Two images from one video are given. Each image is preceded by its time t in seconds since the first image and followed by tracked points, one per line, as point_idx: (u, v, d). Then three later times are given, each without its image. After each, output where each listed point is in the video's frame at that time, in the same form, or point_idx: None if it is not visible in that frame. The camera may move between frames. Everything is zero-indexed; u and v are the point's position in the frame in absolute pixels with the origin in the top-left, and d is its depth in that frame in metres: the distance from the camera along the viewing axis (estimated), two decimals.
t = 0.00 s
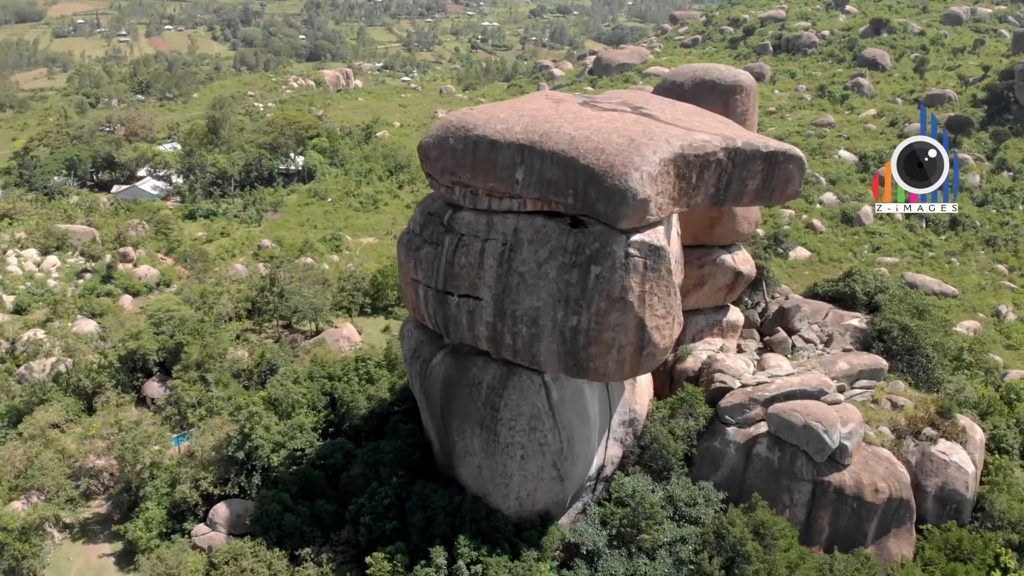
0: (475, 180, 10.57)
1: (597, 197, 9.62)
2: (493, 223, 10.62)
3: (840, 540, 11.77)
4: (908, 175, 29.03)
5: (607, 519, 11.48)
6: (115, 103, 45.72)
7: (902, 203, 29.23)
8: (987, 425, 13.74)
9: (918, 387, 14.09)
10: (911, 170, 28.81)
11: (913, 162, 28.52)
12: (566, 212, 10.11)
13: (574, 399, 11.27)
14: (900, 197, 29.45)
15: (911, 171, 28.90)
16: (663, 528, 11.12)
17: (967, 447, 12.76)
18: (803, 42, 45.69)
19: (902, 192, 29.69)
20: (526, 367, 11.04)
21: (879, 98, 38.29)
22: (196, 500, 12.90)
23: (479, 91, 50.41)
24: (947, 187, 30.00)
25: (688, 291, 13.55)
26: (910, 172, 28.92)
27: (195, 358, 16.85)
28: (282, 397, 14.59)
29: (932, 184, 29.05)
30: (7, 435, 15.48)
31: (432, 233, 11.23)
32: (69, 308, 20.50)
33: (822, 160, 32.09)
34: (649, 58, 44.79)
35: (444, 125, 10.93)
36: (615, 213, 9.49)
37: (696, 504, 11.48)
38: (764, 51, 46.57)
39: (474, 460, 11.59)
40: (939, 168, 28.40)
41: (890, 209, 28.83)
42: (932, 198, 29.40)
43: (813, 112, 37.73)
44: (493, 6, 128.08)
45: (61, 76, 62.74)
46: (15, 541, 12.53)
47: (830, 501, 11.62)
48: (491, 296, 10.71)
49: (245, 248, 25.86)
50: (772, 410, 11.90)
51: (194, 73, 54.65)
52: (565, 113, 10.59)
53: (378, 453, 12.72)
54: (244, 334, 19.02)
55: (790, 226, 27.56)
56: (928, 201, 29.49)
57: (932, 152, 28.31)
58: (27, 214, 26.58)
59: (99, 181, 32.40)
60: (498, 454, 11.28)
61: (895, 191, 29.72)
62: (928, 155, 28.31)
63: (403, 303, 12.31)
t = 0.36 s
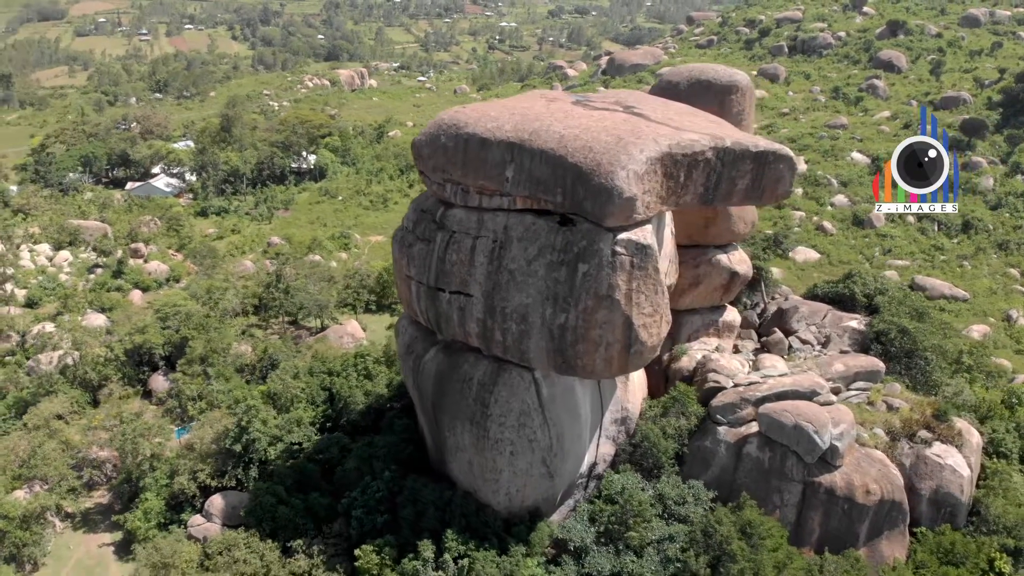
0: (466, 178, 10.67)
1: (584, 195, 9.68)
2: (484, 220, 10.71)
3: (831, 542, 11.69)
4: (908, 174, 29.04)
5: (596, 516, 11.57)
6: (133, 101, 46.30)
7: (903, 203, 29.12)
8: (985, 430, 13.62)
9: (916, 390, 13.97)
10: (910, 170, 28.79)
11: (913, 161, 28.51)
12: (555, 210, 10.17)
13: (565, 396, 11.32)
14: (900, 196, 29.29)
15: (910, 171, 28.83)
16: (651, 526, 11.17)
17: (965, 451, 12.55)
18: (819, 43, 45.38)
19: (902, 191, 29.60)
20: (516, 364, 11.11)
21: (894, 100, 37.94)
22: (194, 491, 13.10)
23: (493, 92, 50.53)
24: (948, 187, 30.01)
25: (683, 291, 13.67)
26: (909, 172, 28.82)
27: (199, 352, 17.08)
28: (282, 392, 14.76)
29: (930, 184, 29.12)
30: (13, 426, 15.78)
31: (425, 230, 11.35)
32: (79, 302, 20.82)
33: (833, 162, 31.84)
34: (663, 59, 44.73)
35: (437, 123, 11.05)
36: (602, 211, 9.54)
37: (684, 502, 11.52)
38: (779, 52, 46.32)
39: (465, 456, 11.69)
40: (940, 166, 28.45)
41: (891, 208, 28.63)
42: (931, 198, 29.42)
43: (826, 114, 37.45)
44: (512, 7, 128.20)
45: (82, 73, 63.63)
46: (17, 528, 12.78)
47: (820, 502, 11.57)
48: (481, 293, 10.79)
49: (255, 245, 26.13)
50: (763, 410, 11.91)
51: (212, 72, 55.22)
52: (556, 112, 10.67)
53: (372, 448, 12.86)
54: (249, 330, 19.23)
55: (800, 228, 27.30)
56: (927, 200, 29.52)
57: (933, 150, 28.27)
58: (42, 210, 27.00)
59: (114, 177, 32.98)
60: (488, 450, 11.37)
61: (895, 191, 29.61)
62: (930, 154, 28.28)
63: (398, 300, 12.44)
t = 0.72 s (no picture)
0: (458, 175, 10.78)
1: (572, 192, 9.73)
2: (476, 217, 10.80)
3: (822, 543, 11.64)
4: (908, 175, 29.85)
5: (586, 513, 11.63)
6: (153, 100, 46.93)
7: (903, 203, 28.98)
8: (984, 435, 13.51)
9: (914, 393, 13.87)
10: (908, 171, 29.69)
11: (912, 160, 29.63)
12: (544, 208, 10.25)
13: (556, 393, 11.38)
14: (900, 197, 29.18)
15: (908, 171, 29.73)
16: (639, 523, 11.23)
17: (961, 454, 12.44)
18: (836, 45, 45.03)
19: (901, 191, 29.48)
20: (507, 361, 11.20)
21: (910, 102, 37.56)
22: (193, 483, 13.30)
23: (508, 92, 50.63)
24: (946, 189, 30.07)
25: (679, 291, 13.76)
26: (907, 171, 29.65)
27: (204, 347, 17.34)
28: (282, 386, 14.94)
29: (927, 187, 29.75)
30: (21, 417, 16.09)
31: (418, 227, 11.47)
32: (90, 296, 21.18)
33: (846, 164, 31.56)
34: (677, 59, 44.64)
35: (430, 121, 11.15)
36: (590, 210, 9.59)
37: (673, 501, 11.54)
38: (795, 54, 46.02)
39: (457, 451, 11.80)
40: (938, 167, 29.55)
41: (891, 208, 28.52)
42: (931, 199, 29.41)
43: (841, 115, 37.16)
44: (532, 7, 128.21)
45: (104, 72, 64.52)
46: (19, 517, 13.02)
47: (811, 503, 11.53)
48: (472, 289, 10.87)
49: (266, 242, 26.39)
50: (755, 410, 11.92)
51: (231, 71, 55.78)
52: (548, 111, 10.75)
53: (367, 443, 13.01)
54: (254, 326, 19.47)
55: (811, 229, 27.09)
56: (928, 201, 29.50)
57: (931, 150, 29.62)
58: (57, 206, 27.47)
59: (130, 175, 33.48)
60: (478, 445, 11.47)
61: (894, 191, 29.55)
62: (931, 154, 29.49)
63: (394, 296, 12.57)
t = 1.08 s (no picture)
0: (452, 173, 10.88)
1: (563, 190, 9.79)
2: (469, 215, 10.89)
3: (814, 544, 11.58)
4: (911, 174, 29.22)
5: (577, 510, 11.69)
6: (171, 98, 47.46)
7: (903, 204, 28.96)
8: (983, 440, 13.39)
9: (913, 396, 13.77)
10: (909, 172, 29.05)
11: (912, 163, 28.85)
12: (536, 206, 10.32)
13: (549, 390, 11.45)
14: (899, 198, 29.19)
15: (910, 172, 29.07)
16: (629, 522, 11.27)
17: (957, 458, 12.30)
18: (852, 47, 44.69)
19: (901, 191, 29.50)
20: (500, 357, 11.29)
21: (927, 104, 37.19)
22: (193, 475, 13.49)
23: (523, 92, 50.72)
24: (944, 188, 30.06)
25: (676, 291, 13.82)
26: (908, 173, 29.04)
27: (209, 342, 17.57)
28: (283, 381, 15.11)
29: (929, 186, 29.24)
30: (28, 407, 16.38)
31: (414, 224, 11.58)
32: (101, 291, 21.49)
33: (859, 166, 31.30)
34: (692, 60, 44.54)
35: (426, 119, 11.26)
36: (580, 207, 9.65)
37: (664, 500, 11.56)
38: (811, 55, 45.71)
39: (450, 447, 11.91)
40: (940, 166, 28.80)
41: (889, 209, 28.53)
42: (931, 199, 29.40)
43: (856, 117, 36.86)
44: (551, 8, 128.28)
45: (125, 70, 65.33)
46: (23, 505, 13.26)
47: (803, 504, 11.50)
48: (465, 286, 10.95)
49: (276, 239, 26.64)
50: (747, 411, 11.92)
51: (248, 70, 56.27)
52: (541, 109, 10.83)
53: (364, 438, 13.13)
54: (260, 322, 19.68)
55: (822, 232, 26.93)
56: (928, 201, 29.45)
57: (934, 149, 28.67)
58: (72, 201, 27.87)
59: (146, 171, 33.92)
60: (471, 441, 11.58)
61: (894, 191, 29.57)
62: (933, 153, 28.68)
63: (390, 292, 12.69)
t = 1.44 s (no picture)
0: (450, 170, 10.98)
1: (557, 188, 9.84)
2: (467, 213, 10.98)
3: (809, 547, 11.54)
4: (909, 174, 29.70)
5: (571, 508, 11.74)
6: (191, 96, 47.98)
7: (903, 204, 28.97)
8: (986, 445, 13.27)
9: (916, 400, 13.70)
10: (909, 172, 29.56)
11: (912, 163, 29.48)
12: (532, 204, 10.39)
13: (545, 388, 11.51)
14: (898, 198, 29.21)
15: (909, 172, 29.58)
16: (623, 520, 11.31)
17: (958, 463, 12.17)
18: (872, 49, 44.26)
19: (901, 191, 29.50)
20: (496, 354, 11.36)
21: (946, 108, 36.76)
22: (196, 466, 13.69)
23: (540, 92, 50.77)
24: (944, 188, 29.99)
25: (676, 291, 13.82)
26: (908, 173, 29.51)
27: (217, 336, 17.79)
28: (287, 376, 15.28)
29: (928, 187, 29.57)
30: (39, 398, 16.67)
31: (413, 222, 11.68)
32: (115, 285, 21.82)
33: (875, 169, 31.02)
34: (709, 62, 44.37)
35: (425, 118, 11.37)
36: (573, 206, 9.70)
37: (658, 500, 11.59)
38: (830, 57, 45.34)
39: (447, 442, 12.02)
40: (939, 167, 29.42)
41: (889, 209, 28.53)
42: (931, 199, 29.35)
43: (873, 120, 36.53)
44: (572, 9, 128.22)
45: (148, 68, 66.18)
46: (30, 494, 13.50)
47: (799, 505, 11.47)
48: (462, 283, 11.03)
49: (289, 237, 26.88)
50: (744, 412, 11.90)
51: (269, 69, 56.77)
52: (539, 108, 10.89)
53: (363, 433, 13.26)
54: (268, 317, 19.89)
55: (836, 235, 26.74)
56: (928, 201, 29.39)
57: (933, 151, 29.40)
58: (90, 197, 28.30)
59: (164, 168, 34.35)
60: (467, 437, 11.67)
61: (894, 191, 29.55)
62: (932, 154, 29.38)
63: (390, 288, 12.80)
